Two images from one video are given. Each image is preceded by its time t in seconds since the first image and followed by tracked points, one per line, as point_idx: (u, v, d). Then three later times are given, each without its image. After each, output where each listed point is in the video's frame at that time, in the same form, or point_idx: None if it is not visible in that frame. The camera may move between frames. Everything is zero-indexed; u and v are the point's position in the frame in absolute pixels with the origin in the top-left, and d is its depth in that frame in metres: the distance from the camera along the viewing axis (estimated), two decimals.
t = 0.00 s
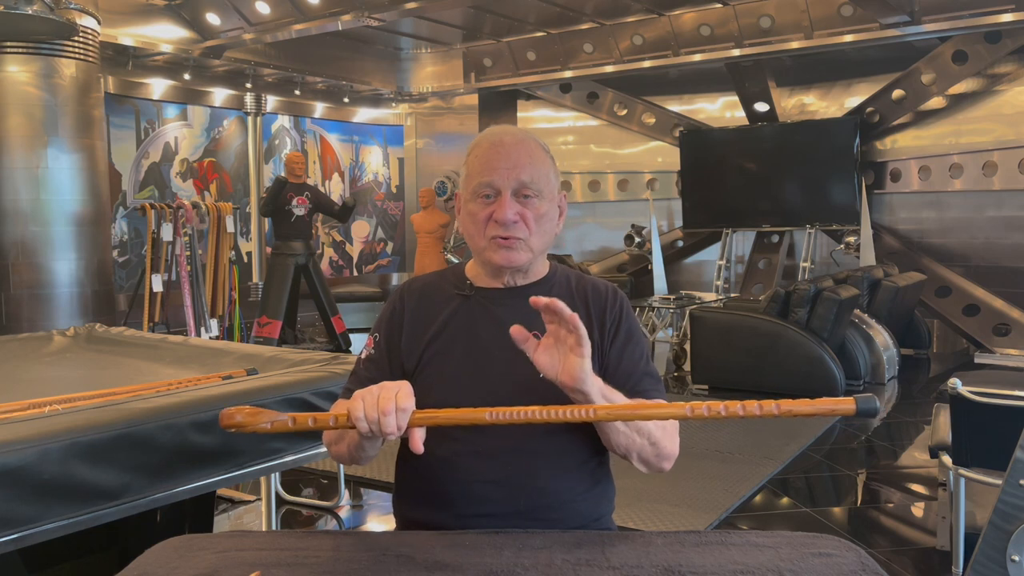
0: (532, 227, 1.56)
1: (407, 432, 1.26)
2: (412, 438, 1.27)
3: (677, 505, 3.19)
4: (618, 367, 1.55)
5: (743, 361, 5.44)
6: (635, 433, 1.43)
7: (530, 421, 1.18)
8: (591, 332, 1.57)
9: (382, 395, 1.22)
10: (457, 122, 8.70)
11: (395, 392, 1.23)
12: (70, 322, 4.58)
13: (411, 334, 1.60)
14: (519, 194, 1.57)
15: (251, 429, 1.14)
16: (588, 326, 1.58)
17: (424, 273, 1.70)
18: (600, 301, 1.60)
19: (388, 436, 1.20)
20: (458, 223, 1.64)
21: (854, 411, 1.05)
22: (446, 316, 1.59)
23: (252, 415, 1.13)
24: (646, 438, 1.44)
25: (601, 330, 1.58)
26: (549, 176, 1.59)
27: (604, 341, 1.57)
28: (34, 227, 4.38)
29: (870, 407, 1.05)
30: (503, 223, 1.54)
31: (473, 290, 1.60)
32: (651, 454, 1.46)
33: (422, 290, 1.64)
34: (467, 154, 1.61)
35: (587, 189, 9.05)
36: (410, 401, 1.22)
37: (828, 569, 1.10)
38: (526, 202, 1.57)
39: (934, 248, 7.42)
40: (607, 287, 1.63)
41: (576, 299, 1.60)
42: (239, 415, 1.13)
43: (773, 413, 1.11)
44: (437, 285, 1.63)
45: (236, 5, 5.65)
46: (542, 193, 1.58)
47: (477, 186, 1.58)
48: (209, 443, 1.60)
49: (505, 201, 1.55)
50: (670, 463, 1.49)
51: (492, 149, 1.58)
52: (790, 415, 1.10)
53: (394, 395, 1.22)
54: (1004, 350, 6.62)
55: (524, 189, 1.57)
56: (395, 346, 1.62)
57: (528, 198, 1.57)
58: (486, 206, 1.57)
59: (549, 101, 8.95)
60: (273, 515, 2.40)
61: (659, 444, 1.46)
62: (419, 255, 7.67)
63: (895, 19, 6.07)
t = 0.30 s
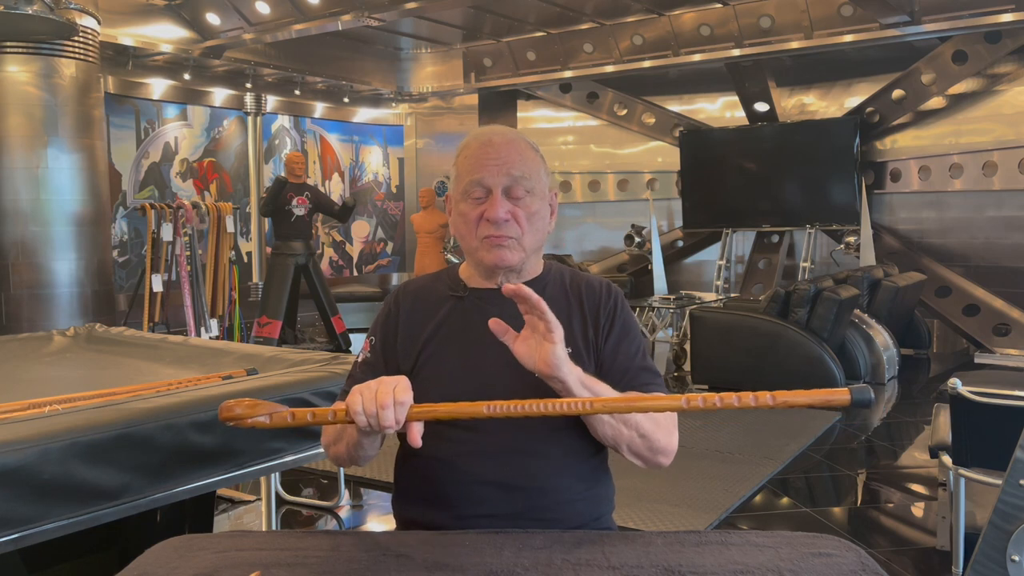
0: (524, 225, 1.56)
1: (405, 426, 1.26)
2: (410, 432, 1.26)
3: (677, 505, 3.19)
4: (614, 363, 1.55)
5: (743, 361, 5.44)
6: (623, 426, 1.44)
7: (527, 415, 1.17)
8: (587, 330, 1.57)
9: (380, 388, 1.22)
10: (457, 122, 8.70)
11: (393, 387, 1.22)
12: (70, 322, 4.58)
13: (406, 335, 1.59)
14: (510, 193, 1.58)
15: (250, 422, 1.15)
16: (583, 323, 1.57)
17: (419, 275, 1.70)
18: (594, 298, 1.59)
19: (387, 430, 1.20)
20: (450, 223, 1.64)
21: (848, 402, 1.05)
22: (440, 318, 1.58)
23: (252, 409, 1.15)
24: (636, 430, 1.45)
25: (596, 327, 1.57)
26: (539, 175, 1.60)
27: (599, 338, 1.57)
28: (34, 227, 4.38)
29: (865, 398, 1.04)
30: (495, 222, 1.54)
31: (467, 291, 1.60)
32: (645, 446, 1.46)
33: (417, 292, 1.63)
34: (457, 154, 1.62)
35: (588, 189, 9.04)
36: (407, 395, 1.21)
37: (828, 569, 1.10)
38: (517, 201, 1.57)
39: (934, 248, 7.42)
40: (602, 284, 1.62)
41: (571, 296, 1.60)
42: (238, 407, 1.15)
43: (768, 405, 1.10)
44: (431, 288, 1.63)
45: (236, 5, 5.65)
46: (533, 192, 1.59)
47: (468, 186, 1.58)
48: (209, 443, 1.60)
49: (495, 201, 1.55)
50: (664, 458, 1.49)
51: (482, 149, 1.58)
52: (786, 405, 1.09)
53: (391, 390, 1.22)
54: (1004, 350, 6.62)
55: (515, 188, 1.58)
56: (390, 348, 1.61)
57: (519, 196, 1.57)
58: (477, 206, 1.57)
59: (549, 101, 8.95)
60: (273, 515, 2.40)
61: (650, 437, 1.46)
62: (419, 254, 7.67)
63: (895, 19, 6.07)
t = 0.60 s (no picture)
0: (515, 228, 1.56)
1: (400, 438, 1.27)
2: (405, 443, 1.27)
3: (677, 505, 3.19)
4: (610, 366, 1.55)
5: (743, 361, 5.44)
6: (637, 446, 1.43)
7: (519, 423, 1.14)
8: (581, 333, 1.56)
9: (376, 399, 1.22)
10: (457, 122, 8.71)
11: (389, 397, 1.23)
12: (70, 322, 4.58)
13: (400, 340, 1.58)
14: (500, 196, 1.57)
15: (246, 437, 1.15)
16: (577, 327, 1.56)
17: (410, 280, 1.68)
18: (588, 301, 1.58)
19: (384, 441, 1.20)
20: (440, 229, 1.63)
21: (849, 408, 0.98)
22: (433, 322, 1.57)
23: (251, 426, 1.14)
24: (647, 448, 1.44)
25: (591, 330, 1.56)
26: (528, 177, 1.59)
27: (593, 342, 1.56)
28: (34, 227, 4.38)
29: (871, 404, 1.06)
30: (486, 226, 1.54)
31: (459, 296, 1.59)
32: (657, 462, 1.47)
33: (409, 296, 1.62)
34: (444, 158, 1.61)
35: (588, 189, 9.04)
36: (404, 405, 1.21)
37: (828, 569, 1.10)
38: (507, 203, 1.57)
39: (934, 248, 7.42)
40: (597, 284, 1.61)
41: (565, 298, 1.59)
42: (233, 421, 1.15)
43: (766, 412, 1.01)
44: (423, 291, 1.62)
45: (236, 5, 5.65)
46: (523, 194, 1.58)
47: (457, 190, 1.57)
48: (209, 443, 1.60)
49: (486, 204, 1.55)
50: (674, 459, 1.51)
51: (470, 151, 1.57)
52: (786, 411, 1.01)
53: (387, 400, 1.22)
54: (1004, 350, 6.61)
55: (505, 190, 1.57)
56: (383, 352, 1.61)
57: (509, 199, 1.57)
58: (467, 210, 1.57)
59: (549, 101, 8.95)
60: (273, 515, 2.40)
61: (660, 450, 1.46)
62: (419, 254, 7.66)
63: (895, 19, 6.07)
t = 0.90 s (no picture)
0: (509, 220, 1.56)
1: (388, 462, 1.28)
2: (391, 467, 1.29)
3: (677, 505, 3.19)
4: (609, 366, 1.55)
5: (743, 361, 5.44)
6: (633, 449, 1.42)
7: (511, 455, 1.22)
8: (579, 331, 1.56)
9: (363, 422, 1.24)
10: (457, 122, 8.71)
11: (376, 420, 1.24)
12: (70, 322, 4.58)
13: (397, 341, 1.57)
14: (493, 189, 1.58)
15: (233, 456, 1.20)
16: (575, 326, 1.56)
17: (407, 280, 1.68)
18: (586, 300, 1.58)
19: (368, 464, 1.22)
20: (435, 226, 1.64)
21: (849, 466, 1.08)
22: (431, 323, 1.57)
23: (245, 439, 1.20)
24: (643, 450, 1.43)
25: (590, 329, 1.57)
26: (522, 170, 1.60)
27: (592, 340, 1.56)
28: (34, 227, 4.38)
29: (864, 462, 1.07)
30: (479, 217, 1.54)
31: (456, 295, 1.58)
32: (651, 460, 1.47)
33: (405, 298, 1.61)
34: (438, 155, 1.62)
35: (588, 189, 9.03)
36: (390, 429, 1.23)
37: (829, 569, 1.10)
38: (500, 195, 1.57)
39: (934, 248, 7.42)
40: (594, 283, 1.61)
41: (563, 296, 1.58)
42: (218, 443, 1.20)
43: (762, 463, 1.14)
44: (420, 292, 1.61)
45: (236, 5, 5.65)
46: (516, 187, 1.59)
47: (450, 184, 1.58)
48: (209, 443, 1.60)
49: (479, 196, 1.55)
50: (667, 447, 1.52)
51: (463, 145, 1.59)
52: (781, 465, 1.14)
53: (374, 424, 1.24)
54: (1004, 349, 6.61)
55: (498, 183, 1.58)
56: (381, 354, 1.60)
57: (502, 191, 1.57)
58: (461, 203, 1.57)
59: (549, 101, 8.95)
60: (273, 514, 2.40)
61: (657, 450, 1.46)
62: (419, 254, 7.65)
63: (895, 19, 6.07)
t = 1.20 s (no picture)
0: (506, 219, 1.56)
1: (391, 451, 1.27)
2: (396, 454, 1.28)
3: (677, 505, 3.19)
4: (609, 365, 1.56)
5: (743, 361, 5.43)
6: (642, 453, 1.46)
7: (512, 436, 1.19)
8: (578, 331, 1.56)
9: (364, 412, 1.23)
10: (457, 122, 8.71)
11: (378, 409, 1.23)
12: (70, 322, 4.59)
13: (395, 342, 1.57)
14: (491, 188, 1.58)
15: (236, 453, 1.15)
16: (574, 325, 1.56)
17: (404, 281, 1.68)
18: (583, 299, 1.58)
19: (373, 453, 1.21)
20: (433, 225, 1.63)
21: (846, 416, 1.05)
22: (429, 323, 1.57)
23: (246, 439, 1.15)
24: (650, 453, 1.47)
25: (589, 328, 1.57)
26: (519, 170, 1.60)
27: (591, 339, 1.56)
28: (34, 227, 4.38)
29: (861, 412, 1.04)
30: (477, 216, 1.54)
31: (454, 295, 1.58)
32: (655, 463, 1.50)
33: (403, 299, 1.61)
34: (436, 154, 1.62)
35: (588, 189, 9.03)
36: (392, 416, 1.22)
37: (828, 569, 1.10)
38: (498, 195, 1.57)
39: (934, 248, 7.42)
40: (592, 283, 1.61)
41: (561, 295, 1.58)
42: (221, 440, 1.16)
43: (762, 421, 1.10)
44: (418, 293, 1.61)
45: (236, 5, 5.65)
46: (514, 187, 1.59)
47: (448, 183, 1.58)
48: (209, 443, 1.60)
49: (477, 195, 1.55)
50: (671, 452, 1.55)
51: (461, 145, 1.59)
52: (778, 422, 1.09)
53: (375, 412, 1.23)
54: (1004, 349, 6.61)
55: (496, 183, 1.58)
56: (379, 355, 1.59)
57: (500, 191, 1.58)
58: (459, 202, 1.57)
59: (549, 101, 8.95)
60: (273, 515, 2.40)
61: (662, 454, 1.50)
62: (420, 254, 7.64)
63: (895, 19, 6.07)
